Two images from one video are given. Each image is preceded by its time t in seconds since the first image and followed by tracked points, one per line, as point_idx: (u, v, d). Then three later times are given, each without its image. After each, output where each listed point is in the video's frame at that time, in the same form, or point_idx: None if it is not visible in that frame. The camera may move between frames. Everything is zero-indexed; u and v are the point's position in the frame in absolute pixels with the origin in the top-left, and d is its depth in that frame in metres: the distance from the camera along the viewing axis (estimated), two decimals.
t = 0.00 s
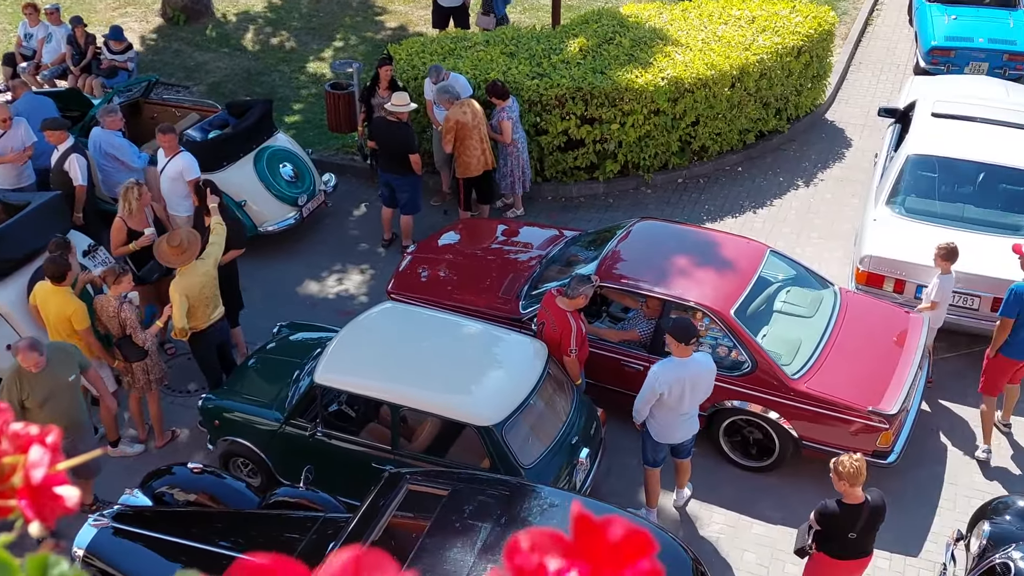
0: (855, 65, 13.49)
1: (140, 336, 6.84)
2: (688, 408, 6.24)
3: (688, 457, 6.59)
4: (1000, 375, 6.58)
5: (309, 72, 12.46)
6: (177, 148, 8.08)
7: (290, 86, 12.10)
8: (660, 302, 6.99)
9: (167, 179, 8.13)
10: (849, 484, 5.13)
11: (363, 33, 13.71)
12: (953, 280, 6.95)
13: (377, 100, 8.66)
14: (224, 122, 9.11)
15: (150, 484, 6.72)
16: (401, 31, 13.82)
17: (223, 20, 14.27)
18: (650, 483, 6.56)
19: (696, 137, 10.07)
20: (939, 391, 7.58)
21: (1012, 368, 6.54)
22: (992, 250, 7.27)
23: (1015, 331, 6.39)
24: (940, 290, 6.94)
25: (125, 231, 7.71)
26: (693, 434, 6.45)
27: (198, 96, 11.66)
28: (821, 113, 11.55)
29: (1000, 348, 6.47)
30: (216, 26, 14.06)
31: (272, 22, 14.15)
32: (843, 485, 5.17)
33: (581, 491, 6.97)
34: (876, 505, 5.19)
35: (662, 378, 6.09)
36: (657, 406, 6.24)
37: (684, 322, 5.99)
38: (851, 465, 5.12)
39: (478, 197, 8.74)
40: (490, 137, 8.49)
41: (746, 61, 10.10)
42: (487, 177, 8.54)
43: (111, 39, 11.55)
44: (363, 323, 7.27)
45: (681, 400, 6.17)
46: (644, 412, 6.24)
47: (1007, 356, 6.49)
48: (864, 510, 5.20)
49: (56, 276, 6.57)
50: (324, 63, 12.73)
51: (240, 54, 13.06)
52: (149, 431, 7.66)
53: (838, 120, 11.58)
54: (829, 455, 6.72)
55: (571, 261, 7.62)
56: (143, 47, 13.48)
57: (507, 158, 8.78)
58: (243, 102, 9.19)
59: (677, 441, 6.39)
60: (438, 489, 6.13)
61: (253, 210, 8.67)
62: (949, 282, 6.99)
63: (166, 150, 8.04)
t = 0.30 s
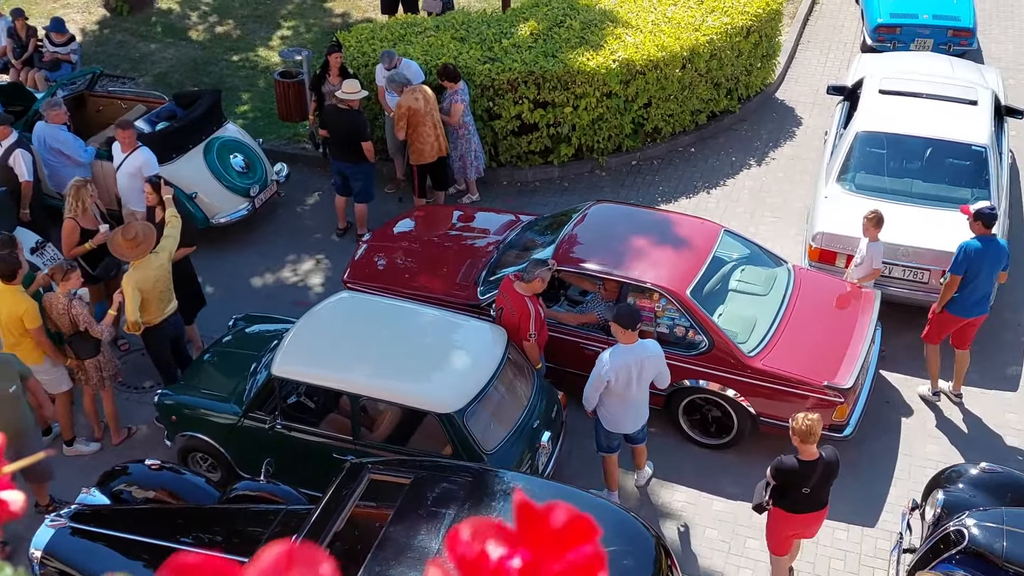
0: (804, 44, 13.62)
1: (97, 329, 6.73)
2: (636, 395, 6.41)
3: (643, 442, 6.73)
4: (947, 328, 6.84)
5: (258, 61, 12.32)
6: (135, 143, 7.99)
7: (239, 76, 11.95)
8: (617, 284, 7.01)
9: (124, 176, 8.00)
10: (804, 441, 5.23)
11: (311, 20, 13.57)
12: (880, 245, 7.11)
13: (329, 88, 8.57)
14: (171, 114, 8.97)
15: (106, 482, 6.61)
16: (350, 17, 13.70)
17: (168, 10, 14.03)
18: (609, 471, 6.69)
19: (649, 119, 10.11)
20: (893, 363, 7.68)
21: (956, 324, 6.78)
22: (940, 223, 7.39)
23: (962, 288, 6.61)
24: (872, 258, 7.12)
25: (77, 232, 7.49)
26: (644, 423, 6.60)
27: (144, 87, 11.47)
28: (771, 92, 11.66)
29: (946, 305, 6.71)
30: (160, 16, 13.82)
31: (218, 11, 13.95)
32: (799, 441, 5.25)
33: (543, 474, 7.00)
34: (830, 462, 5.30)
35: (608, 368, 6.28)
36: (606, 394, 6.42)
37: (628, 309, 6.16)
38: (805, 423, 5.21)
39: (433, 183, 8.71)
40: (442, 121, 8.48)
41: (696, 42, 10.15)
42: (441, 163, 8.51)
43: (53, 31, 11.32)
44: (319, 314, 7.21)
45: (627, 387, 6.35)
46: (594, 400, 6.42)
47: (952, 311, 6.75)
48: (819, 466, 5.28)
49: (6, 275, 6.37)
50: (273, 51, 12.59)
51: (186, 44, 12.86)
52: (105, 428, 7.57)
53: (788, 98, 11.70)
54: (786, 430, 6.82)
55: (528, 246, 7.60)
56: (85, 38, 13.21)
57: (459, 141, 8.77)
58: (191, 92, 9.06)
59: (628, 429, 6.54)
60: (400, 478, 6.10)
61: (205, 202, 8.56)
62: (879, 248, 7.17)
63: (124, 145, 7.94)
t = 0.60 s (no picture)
0: (752, 23, 13.73)
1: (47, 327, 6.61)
2: (591, 380, 6.46)
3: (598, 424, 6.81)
4: (887, 295, 7.00)
5: (205, 51, 12.15)
6: (88, 139, 7.81)
7: (185, 67, 11.78)
8: (574, 268, 7.01)
9: (78, 172, 7.83)
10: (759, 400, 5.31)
11: (257, 8, 13.41)
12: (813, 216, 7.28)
13: (277, 76, 8.58)
14: (117, 107, 8.82)
15: (61, 483, 6.49)
16: (297, 5, 13.57)
17: (109, 1, 13.77)
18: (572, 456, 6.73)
19: (601, 102, 10.13)
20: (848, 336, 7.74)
21: (895, 290, 6.94)
22: (889, 199, 7.49)
23: (896, 255, 6.78)
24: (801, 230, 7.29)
25: (26, 235, 7.27)
26: (603, 406, 6.67)
27: (88, 81, 11.26)
28: (721, 73, 11.75)
29: (884, 272, 6.87)
30: (102, 8, 13.57)
31: (161, 1, 13.73)
32: (758, 401, 5.32)
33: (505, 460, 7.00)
34: (783, 424, 5.36)
35: (562, 355, 6.30)
36: (563, 381, 6.45)
37: (579, 297, 6.16)
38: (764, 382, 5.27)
39: (387, 171, 8.68)
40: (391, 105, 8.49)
41: (645, 24, 10.17)
42: (393, 151, 8.47)
43: None
44: (274, 306, 7.12)
45: (582, 372, 6.38)
46: (550, 388, 6.46)
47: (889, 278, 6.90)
48: (771, 430, 5.35)
49: None
50: (220, 41, 12.43)
51: (130, 36, 12.64)
52: (58, 428, 7.46)
53: (738, 78, 11.80)
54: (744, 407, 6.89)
55: (484, 232, 7.57)
56: (24, 31, 12.92)
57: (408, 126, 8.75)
58: (136, 85, 8.90)
59: (587, 414, 6.61)
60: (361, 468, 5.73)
61: (154, 196, 8.44)
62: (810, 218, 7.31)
63: (77, 142, 7.77)
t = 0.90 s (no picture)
0: None
1: None
2: (541, 353, 6.44)
3: (553, 400, 6.83)
4: (813, 251, 7.20)
5: (140, 31, 11.89)
6: (25, 123, 7.62)
7: (121, 47, 11.52)
8: (523, 242, 6.99)
9: (16, 157, 7.62)
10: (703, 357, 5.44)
11: None
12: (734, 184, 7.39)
13: (215, 55, 8.45)
14: (50, 90, 8.64)
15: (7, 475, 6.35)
16: None
17: None
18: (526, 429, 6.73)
19: (545, 74, 10.11)
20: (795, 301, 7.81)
21: (820, 245, 7.14)
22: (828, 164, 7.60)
23: (819, 213, 6.97)
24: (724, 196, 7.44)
25: None
26: (554, 379, 6.68)
27: (18, 63, 10.96)
28: (664, 43, 11.80)
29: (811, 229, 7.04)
30: None
31: None
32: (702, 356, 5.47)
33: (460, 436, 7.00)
34: (716, 390, 5.44)
35: (511, 331, 6.28)
36: (515, 355, 6.43)
37: (530, 273, 6.14)
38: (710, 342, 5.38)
39: (330, 148, 8.68)
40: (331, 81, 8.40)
41: None
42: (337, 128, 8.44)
43: None
44: (220, 288, 7.00)
45: (534, 346, 6.37)
46: (503, 363, 6.44)
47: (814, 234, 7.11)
48: (709, 388, 5.46)
49: None
50: (156, 20, 12.16)
51: (62, 16, 12.31)
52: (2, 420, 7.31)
53: (680, 49, 11.87)
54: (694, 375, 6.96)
55: (431, 208, 7.52)
56: None
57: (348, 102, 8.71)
58: (70, 67, 8.68)
59: (539, 388, 6.61)
60: (313, 449, 5.62)
61: (92, 179, 8.27)
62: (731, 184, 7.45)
63: (13, 126, 7.57)
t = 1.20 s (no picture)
0: None
1: None
2: (492, 340, 6.43)
3: (507, 389, 6.84)
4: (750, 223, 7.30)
5: (72, 29, 11.64)
6: None
7: (52, 47, 11.27)
8: (471, 232, 6.95)
9: None
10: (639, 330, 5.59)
11: None
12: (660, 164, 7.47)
13: (150, 52, 8.35)
14: None
15: None
16: None
17: None
18: (481, 419, 6.73)
19: (488, 62, 10.11)
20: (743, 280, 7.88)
21: (757, 216, 7.25)
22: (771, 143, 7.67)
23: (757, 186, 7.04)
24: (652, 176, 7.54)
25: None
26: (507, 366, 6.67)
27: None
28: (605, 27, 11.84)
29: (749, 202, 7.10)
30: None
31: None
32: (637, 326, 5.60)
33: (415, 428, 6.96)
34: (648, 360, 5.57)
35: (466, 317, 6.26)
36: (466, 343, 6.42)
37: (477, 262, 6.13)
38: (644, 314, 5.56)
39: (272, 144, 8.65)
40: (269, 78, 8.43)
41: None
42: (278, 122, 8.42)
43: None
44: (165, 289, 6.87)
45: (485, 333, 6.36)
46: (454, 352, 6.42)
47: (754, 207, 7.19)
48: (642, 357, 5.59)
49: None
50: (87, 18, 11.91)
51: None
52: None
53: (620, 32, 11.92)
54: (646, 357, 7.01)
55: (377, 200, 7.45)
56: None
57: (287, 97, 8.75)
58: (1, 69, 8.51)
59: (492, 376, 6.59)
60: (266, 448, 5.49)
61: (27, 183, 8.09)
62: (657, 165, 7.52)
63: None
